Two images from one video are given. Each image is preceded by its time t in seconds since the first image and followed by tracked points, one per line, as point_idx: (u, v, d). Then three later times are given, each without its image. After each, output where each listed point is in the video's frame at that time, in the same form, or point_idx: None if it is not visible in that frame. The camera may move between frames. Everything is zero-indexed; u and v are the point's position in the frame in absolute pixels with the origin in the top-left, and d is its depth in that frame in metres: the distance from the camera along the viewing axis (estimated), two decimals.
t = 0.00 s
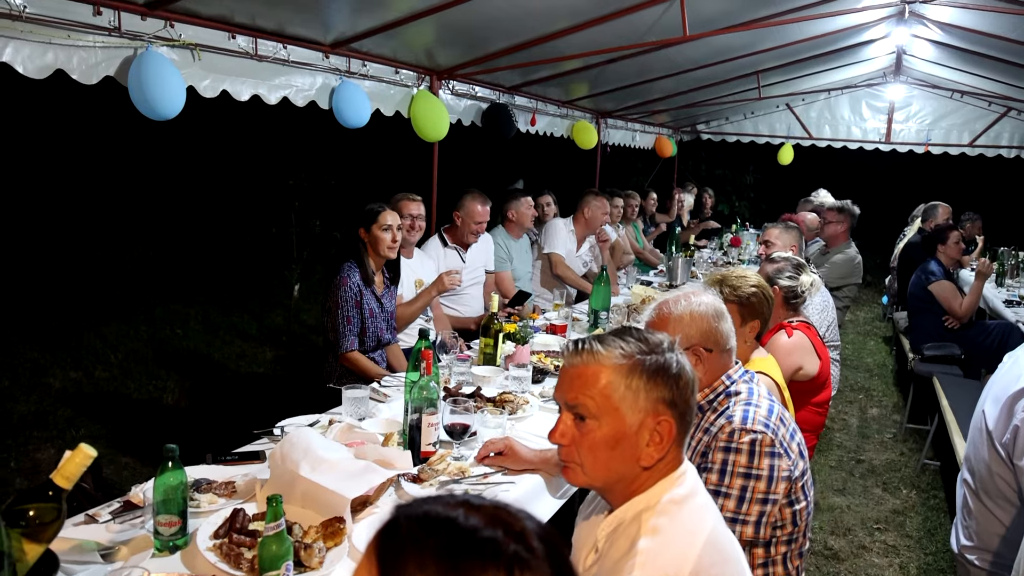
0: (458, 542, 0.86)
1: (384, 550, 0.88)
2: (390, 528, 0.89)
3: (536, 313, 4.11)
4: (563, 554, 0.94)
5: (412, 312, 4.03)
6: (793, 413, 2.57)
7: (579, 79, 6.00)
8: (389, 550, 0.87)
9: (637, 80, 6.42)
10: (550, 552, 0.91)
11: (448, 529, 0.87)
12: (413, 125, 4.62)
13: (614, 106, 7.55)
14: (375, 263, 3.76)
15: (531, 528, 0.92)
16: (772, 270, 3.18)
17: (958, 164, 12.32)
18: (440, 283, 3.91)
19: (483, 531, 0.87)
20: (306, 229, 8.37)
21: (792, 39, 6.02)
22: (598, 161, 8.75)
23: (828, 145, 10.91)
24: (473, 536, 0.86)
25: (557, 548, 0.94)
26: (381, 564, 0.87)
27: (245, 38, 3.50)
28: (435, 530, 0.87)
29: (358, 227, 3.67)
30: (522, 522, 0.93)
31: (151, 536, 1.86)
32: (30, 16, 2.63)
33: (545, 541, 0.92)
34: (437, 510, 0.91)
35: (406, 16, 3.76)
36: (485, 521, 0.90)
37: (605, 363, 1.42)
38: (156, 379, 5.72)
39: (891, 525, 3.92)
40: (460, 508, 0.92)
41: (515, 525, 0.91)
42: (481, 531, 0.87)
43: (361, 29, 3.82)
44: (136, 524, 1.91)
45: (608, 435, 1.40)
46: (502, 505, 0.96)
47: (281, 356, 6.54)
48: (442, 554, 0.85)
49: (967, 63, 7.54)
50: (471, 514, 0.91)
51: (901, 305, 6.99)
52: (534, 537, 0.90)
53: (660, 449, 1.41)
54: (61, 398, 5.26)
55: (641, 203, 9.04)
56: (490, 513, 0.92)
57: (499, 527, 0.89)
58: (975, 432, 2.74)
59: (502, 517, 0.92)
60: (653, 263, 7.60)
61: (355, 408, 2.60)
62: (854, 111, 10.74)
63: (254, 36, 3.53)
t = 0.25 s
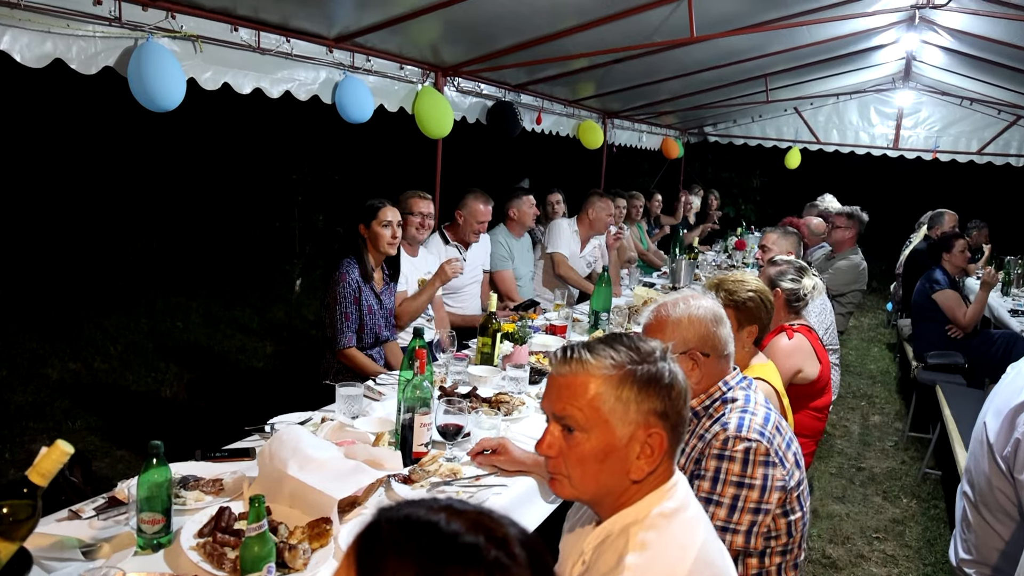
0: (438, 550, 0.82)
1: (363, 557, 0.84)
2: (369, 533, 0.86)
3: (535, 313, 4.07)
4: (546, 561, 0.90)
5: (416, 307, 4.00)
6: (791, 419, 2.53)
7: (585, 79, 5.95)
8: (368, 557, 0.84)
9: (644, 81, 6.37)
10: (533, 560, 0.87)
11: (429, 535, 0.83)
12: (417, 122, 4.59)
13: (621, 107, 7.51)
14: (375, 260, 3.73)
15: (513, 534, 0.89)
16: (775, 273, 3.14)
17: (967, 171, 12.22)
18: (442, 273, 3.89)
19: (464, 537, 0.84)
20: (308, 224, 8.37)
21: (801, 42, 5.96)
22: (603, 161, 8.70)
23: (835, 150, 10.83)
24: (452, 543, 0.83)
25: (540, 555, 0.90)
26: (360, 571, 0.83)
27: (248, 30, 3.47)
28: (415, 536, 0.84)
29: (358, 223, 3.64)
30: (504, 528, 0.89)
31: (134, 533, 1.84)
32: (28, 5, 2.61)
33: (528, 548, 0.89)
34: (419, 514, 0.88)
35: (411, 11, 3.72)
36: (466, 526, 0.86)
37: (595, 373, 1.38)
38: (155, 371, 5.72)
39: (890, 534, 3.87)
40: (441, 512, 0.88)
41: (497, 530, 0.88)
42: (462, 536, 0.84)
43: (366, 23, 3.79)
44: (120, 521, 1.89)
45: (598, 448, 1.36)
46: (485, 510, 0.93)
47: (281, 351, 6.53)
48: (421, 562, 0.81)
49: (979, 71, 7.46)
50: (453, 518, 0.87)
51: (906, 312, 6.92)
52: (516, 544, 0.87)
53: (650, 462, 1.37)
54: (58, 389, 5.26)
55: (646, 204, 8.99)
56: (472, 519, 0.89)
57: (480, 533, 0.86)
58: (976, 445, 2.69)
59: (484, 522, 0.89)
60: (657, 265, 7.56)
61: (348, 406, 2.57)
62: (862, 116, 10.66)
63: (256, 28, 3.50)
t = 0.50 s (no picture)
0: (417, 561, 0.77)
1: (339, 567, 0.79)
2: (346, 541, 0.81)
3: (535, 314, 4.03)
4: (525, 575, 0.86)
5: (420, 302, 3.98)
6: (790, 424, 2.50)
7: (590, 77, 5.92)
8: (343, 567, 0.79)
9: (650, 80, 6.33)
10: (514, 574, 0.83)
11: (407, 546, 0.79)
12: (419, 118, 4.57)
13: (627, 106, 7.46)
14: (374, 257, 3.71)
15: (493, 545, 0.85)
16: (776, 274, 3.10)
17: (976, 175, 12.13)
18: (443, 259, 3.90)
19: (444, 547, 0.79)
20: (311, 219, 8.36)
21: (809, 43, 5.90)
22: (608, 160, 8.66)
23: (842, 151, 10.75)
24: (431, 554, 0.78)
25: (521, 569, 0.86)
26: None
27: (249, 24, 3.45)
28: (394, 546, 0.79)
29: (357, 219, 3.62)
30: (485, 539, 0.85)
31: (121, 531, 1.82)
32: None
33: (508, 561, 0.85)
34: (399, 521, 0.83)
35: (414, 7, 3.69)
36: (446, 536, 0.81)
37: (585, 381, 1.35)
38: (154, 365, 5.72)
39: (890, 540, 3.83)
40: (421, 520, 0.83)
41: (477, 541, 0.83)
42: (442, 547, 0.79)
43: (369, 18, 3.76)
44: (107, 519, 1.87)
45: (587, 458, 1.33)
46: (467, 519, 0.88)
47: (281, 346, 6.53)
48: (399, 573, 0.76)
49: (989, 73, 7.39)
50: (433, 527, 0.83)
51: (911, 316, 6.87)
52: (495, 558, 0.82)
53: (640, 472, 1.34)
54: (58, 382, 5.26)
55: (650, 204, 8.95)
56: (454, 528, 0.84)
57: (460, 544, 0.81)
58: (977, 453, 2.64)
59: (466, 533, 0.84)
60: (660, 266, 7.53)
61: (342, 404, 2.55)
62: (870, 118, 10.57)
63: (257, 22, 3.48)
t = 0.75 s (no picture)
0: None
1: None
2: (320, 556, 0.79)
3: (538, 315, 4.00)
4: None
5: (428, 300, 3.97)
6: (794, 428, 2.46)
7: (596, 77, 5.89)
8: None
9: (657, 79, 6.29)
10: None
11: (382, 561, 0.76)
12: (424, 118, 4.55)
13: (634, 106, 7.42)
14: (376, 258, 3.70)
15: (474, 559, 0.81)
16: (780, 274, 3.06)
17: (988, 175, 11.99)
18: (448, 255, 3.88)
19: (420, 563, 0.76)
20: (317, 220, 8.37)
21: (818, 42, 5.84)
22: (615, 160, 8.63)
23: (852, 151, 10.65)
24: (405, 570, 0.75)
25: None
26: None
27: (251, 24, 3.45)
28: (368, 560, 0.76)
29: (358, 220, 3.61)
30: (465, 554, 0.82)
31: (115, 534, 1.81)
32: None
33: None
34: (375, 534, 0.80)
35: (418, 6, 3.68)
36: (421, 552, 0.78)
37: (576, 386, 1.32)
38: (159, 365, 5.74)
39: (898, 544, 3.77)
40: (398, 535, 0.80)
41: (456, 556, 0.80)
42: (417, 564, 0.76)
43: (372, 18, 3.75)
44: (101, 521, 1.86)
45: (578, 463, 1.31)
46: (447, 533, 0.85)
47: (286, 347, 6.54)
48: None
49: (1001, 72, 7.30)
50: (410, 541, 0.80)
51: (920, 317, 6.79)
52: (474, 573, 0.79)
53: (633, 478, 1.31)
54: (63, 381, 5.29)
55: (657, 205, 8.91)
56: (432, 541, 0.81)
57: (437, 560, 0.78)
58: (985, 459, 2.59)
59: (445, 546, 0.81)
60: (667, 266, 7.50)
61: (341, 407, 2.54)
62: (880, 117, 10.46)
63: (260, 22, 3.47)
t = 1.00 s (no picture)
0: None
1: None
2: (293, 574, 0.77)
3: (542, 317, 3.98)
4: None
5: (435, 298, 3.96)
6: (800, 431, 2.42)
7: (600, 77, 5.85)
8: None
9: (661, 79, 6.26)
10: None
11: None
12: (427, 119, 4.54)
13: (639, 105, 7.38)
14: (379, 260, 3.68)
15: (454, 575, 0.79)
16: (784, 275, 3.02)
17: (999, 173, 11.87)
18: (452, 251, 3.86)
19: None
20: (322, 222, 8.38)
21: (824, 39, 5.79)
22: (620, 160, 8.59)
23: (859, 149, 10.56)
24: None
25: None
26: None
27: (252, 26, 3.44)
28: None
29: (361, 222, 3.59)
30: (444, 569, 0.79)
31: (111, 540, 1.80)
32: None
33: None
34: (351, 549, 0.78)
35: (419, 7, 3.66)
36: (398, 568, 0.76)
37: (564, 385, 1.30)
38: (164, 368, 5.75)
39: (906, 546, 3.73)
40: (375, 550, 0.78)
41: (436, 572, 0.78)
42: None
43: (374, 19, 3.73)
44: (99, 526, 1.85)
45: (569, 463, 1.28)
46: (427, 546, 0.83)
47: (290, 349, 6.53)
48: None
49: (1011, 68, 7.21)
50: (387, 556, 0.77)
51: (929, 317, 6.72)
52: None
53: (625, 476, 1.28)
54: (69, 384, 5.30)
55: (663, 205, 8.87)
56: (410, 556, 0.79)
57: None
58: (993, 460, 2.55)
59: (423, 561, 0.79)
60: (673, 266, 7.47)
61: (342, 410, 2.52)
62: (886, 115, 10.34)
63: (261, 24, 3.47)
